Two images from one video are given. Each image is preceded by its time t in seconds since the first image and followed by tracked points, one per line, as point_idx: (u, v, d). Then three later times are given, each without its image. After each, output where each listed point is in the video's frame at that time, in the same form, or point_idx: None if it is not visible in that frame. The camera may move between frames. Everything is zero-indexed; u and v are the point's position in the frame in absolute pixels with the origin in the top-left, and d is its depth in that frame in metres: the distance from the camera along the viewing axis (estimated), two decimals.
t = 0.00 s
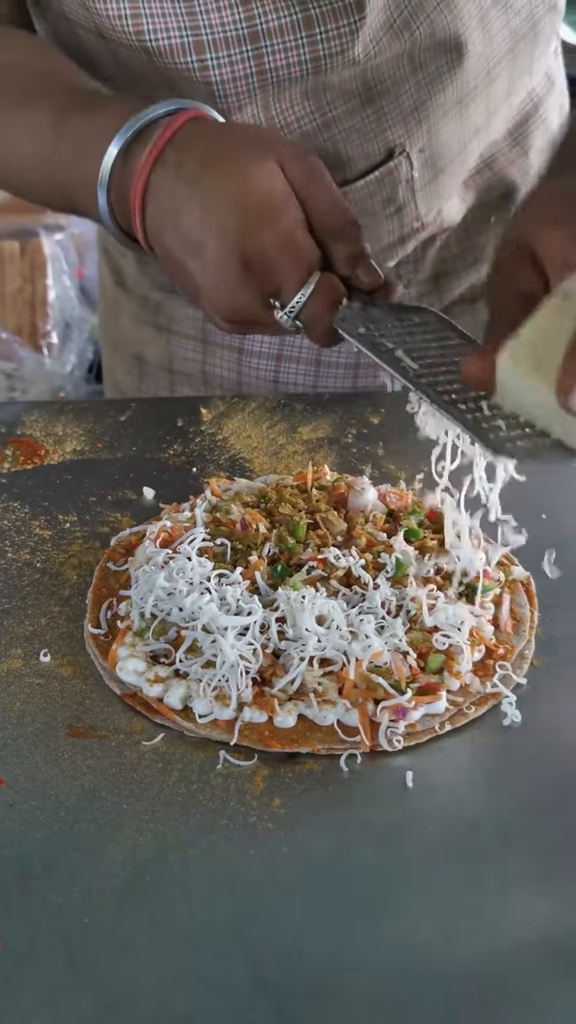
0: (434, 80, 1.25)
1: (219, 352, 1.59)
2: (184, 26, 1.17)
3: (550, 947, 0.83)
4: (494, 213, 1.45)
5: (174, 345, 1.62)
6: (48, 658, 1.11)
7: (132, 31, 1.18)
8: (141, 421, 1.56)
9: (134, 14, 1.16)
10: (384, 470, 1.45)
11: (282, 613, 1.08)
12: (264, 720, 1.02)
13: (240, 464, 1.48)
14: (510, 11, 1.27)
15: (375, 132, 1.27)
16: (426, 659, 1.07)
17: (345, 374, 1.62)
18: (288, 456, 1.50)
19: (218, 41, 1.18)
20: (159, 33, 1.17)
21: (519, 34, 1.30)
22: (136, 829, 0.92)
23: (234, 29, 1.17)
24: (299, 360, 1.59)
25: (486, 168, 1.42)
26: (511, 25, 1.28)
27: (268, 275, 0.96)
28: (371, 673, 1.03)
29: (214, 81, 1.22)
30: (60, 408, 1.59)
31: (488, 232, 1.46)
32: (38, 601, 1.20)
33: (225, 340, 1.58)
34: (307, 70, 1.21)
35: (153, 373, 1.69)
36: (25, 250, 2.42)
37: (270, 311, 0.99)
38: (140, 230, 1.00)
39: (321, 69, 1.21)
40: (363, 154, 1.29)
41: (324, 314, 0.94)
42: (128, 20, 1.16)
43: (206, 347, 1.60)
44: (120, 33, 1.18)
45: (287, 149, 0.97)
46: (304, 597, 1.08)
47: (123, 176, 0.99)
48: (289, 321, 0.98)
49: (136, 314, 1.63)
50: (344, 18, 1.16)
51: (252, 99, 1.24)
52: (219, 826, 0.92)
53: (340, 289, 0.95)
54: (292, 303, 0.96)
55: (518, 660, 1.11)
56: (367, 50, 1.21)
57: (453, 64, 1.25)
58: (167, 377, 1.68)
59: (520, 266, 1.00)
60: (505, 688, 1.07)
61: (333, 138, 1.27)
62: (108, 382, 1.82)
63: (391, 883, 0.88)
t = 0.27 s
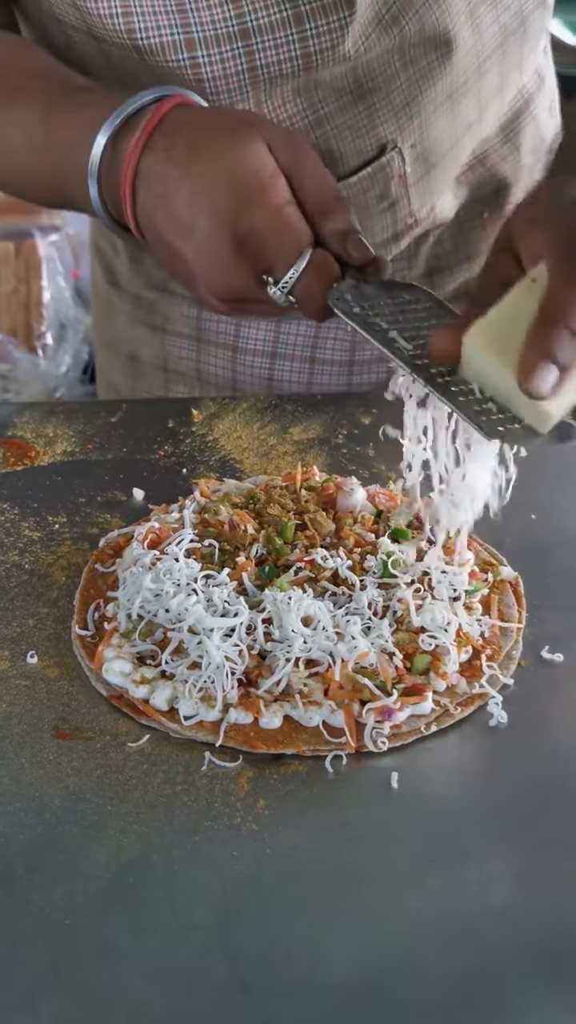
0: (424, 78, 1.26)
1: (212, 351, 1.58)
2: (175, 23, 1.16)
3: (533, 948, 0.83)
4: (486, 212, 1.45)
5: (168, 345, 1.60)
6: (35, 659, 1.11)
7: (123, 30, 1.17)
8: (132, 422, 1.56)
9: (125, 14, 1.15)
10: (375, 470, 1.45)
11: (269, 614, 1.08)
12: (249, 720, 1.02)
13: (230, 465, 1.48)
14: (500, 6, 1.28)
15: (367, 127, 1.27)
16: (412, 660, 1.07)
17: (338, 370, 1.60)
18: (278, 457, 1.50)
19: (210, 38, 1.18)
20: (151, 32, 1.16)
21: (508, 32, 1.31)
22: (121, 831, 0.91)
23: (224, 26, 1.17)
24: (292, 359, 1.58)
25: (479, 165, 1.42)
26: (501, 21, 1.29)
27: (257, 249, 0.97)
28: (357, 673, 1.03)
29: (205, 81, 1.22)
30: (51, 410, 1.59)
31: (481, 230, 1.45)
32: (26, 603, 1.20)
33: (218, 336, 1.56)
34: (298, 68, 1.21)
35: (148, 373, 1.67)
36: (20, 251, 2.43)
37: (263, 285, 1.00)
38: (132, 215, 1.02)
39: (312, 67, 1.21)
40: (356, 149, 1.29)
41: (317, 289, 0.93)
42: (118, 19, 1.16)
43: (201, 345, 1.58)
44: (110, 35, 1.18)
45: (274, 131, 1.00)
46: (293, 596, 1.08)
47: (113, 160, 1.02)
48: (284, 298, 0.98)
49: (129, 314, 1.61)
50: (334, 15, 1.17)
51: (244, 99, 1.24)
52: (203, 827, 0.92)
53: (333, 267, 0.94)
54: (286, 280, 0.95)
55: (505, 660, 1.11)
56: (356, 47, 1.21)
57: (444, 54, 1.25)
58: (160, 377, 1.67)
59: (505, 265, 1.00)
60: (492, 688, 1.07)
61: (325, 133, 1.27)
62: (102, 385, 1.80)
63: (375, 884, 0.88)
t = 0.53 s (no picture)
0: (402, 73, 1.30)
1: (197, 349, 1.59)
2: (151, 25, 1.20)
3: (515, 950, 0.83)
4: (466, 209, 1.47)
5: (153, 345, 1.62)
6: (22, 661, 1.11)
7: (98, 32, 1.20)
8: (123, 423, 1.56)
9: (100, 15, 1.19)
10: (364, 470, 1.45)
11: (254, 617, 1.08)
12: (234, 723, 1.02)
13: (220, 466, 1.48)
14: (477, 5, 1.32)
15: (345, 125, 1.31)
16: (398, 663, 1.07)
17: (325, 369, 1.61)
18: (268, 457, 1.50)
19: (185, 38, 1.22)
20: (127, 33, 1.20)
21: (485, 28, 1.36)
22: (104, 834, 0.91)
23: (199, 27, 1.21)
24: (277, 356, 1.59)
25: (458, 161, 1.48)
26: (477, 19, 1.33)
27: (226, 222, 1.02)
28: (342, 676, 1.03)
29: (181, 79, 1.25)
30: (42, 411, 1.59)
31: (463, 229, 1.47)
32: (13, 605, 1.20)
33: (203, 334, 1.57)
34: (274, 66, 1.25)
35: (133, 373, 1.68)
36: (15, 252, 2.46)
37: (234, 258, 1.05)
38: (105, 193, 1.06)
39: (287, 66, 1.25)
40: (335, 148, 1.33)
41: (284, 255, 0.99)
42: (94, 21, 1.19)
43: (185, 344, 1.60)
44: (89, 36, 1.21)
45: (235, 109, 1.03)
46: (281, 603, 1.08)
47: (87, 140, 1.06)
48: (253, 267, 1.03)
49: (113, 314, 1.63)
50: (308, 14, 1.20)
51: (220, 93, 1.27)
52: (186, 830, 0.92)
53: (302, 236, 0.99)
54: (252, 247, 1.01)
55: (491, 663, 1.11)
56: (332, 47, 1.24)
57: (414, 61, 1.29)
58: (146, 376, 1.68)
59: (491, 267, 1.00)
60: (478, 691, 1.07)
61: (304, 131, 1.31)
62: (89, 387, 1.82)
63: (357, 886, 0.88)
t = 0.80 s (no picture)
0: (373, 66, 1.22)
1: (177, 344, 1.58)
2: (126, 26, 1.26)
3: (507, 952, 0.83)
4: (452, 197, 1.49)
5: (135, 344, 1.62)
6: (15, 666, 1.11)
7: (76, 34, 1.27)
8: (119, 426, 1.56)
9: (78, 21, 1.26)
10: (360, 472, 1.45)
11: (246, 621, 1.08)
12: (225, 728, 1.02)
13: (216, 469, 1.48)
14: None
15: (321, 118, 1.26)
16: (389, 667, 1.07)
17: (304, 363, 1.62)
18: (263, 459, 1.50)
19: (161, 39, 1.27)
20: (103, 37, 1.27)
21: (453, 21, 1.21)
22: (94, 839, 0.91)
23: (174, 27, 1.26)
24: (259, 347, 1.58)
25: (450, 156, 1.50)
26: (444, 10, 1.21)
27: (185, 227, 1.07)
28: (333, 681, 1.03)
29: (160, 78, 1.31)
30: (38, 414, 1.59)
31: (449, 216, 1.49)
32: (7, 609, 1.20)
33: (184, 331, 1.56)
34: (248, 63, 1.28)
35: (116, 372, 1.68)
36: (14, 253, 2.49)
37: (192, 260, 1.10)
38: (71, 199, 1.11)
39: (261, 61, 1.27)
40: (312, 143, 1.26)
41: (241, 258, 1.05)
42: (71, 25, 1.26)
43: (166, 343, 1.59)
44: (70, 44, 1.28)
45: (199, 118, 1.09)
46: (272, 606, 1.08)
47: (50, 149, 1.09)
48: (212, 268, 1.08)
49: (96, 314, 1.63)
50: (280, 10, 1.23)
51: (197, 90, 1.31)
52: (176, 835, 0.92)
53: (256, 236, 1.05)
54: (211, 250, 1.06)
55: (484, 667, 1.11)
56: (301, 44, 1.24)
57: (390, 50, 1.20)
58: (129, 375, 1.67)
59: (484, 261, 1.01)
60: (471, 696, 1.06)
61: (280, 126, 1.28)
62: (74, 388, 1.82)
63: (348, 891, 0.87)
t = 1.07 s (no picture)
0: (383, 68, 1.33)
1: (196, 350, 1.61)
2: (135, 37, 1.28)
3: (513, 964, 0.83)
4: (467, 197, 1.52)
5: (152, 346, 1.64)
6: (23, 675, 1.11)
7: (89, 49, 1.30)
8: (127, 434, 1.56)
9: (88, 35, 1.28)
10: (367, 480, 1.45)
11: (253, 631, 1.09)
12: (233, 738, 1.02)
13: (223, 477, 1.48)
14: None
15: (330, 119, 1.35)
16: (397, 677, 1.08)
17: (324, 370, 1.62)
18: (271, 467, 1.50)
19: (170, 48, 1.29)
20: (113, 46, 1.29)
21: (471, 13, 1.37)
22: (102, 850, 0.92)
23: (183, 36, 1.27)
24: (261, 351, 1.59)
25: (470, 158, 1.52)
26: None
27: (191, 257, 1.09)
28: (340, 691, 1.04)
29: (168, 86, 1.32)
30: (47, 422, 1.59)
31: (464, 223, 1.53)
32: (16, 618, 1.21)
33: (204, 336, 1.59)
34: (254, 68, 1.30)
35: (133, 376, 1.70)
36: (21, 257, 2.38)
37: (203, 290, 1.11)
38: (92, 222, 1.19)
39: (268, 66, 1.29)
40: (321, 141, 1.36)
41: (246, 288, 1.02)
42: (83, 39, 1.29)
43: (185, 346, 1.61)
44: (82, 59, 1.31)
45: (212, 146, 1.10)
46: (280, 616, 1.09)
47: (70, 176, 1.20)
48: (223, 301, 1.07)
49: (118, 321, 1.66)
50: (285, 15, 1.25)
51: (205, 96, 1.33)
52: (183, 846, 0.92)
53: (265, 266, 1.02)
54: (220, 284, 1.04)
55: (491, 677, 1.11)
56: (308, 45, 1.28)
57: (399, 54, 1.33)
58: (146, 379, 1.69)
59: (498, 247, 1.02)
60: (477, 706, 1.07)
61: (288, 126, 1.34)
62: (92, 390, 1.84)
63: (355, 901, 0.88)
